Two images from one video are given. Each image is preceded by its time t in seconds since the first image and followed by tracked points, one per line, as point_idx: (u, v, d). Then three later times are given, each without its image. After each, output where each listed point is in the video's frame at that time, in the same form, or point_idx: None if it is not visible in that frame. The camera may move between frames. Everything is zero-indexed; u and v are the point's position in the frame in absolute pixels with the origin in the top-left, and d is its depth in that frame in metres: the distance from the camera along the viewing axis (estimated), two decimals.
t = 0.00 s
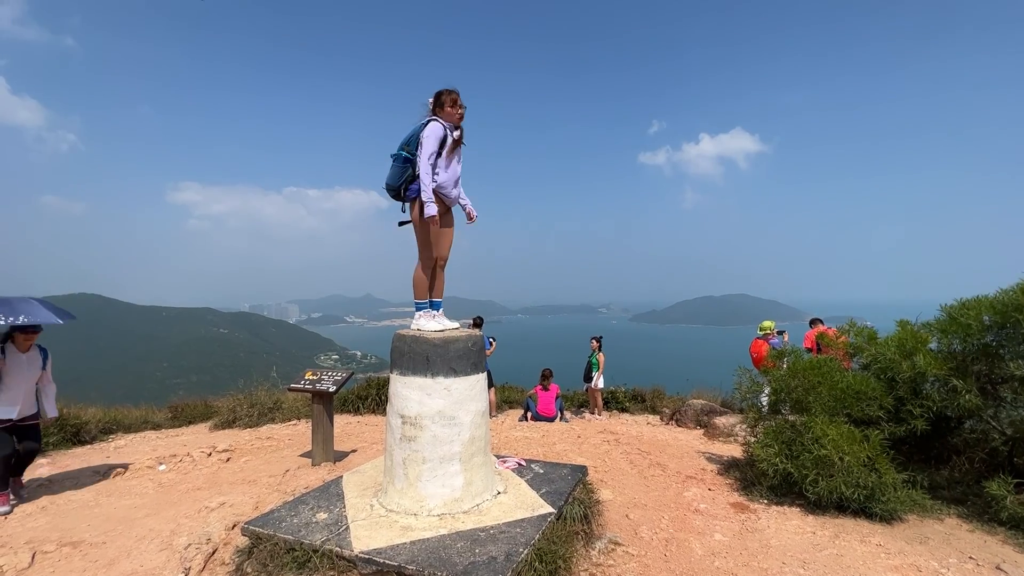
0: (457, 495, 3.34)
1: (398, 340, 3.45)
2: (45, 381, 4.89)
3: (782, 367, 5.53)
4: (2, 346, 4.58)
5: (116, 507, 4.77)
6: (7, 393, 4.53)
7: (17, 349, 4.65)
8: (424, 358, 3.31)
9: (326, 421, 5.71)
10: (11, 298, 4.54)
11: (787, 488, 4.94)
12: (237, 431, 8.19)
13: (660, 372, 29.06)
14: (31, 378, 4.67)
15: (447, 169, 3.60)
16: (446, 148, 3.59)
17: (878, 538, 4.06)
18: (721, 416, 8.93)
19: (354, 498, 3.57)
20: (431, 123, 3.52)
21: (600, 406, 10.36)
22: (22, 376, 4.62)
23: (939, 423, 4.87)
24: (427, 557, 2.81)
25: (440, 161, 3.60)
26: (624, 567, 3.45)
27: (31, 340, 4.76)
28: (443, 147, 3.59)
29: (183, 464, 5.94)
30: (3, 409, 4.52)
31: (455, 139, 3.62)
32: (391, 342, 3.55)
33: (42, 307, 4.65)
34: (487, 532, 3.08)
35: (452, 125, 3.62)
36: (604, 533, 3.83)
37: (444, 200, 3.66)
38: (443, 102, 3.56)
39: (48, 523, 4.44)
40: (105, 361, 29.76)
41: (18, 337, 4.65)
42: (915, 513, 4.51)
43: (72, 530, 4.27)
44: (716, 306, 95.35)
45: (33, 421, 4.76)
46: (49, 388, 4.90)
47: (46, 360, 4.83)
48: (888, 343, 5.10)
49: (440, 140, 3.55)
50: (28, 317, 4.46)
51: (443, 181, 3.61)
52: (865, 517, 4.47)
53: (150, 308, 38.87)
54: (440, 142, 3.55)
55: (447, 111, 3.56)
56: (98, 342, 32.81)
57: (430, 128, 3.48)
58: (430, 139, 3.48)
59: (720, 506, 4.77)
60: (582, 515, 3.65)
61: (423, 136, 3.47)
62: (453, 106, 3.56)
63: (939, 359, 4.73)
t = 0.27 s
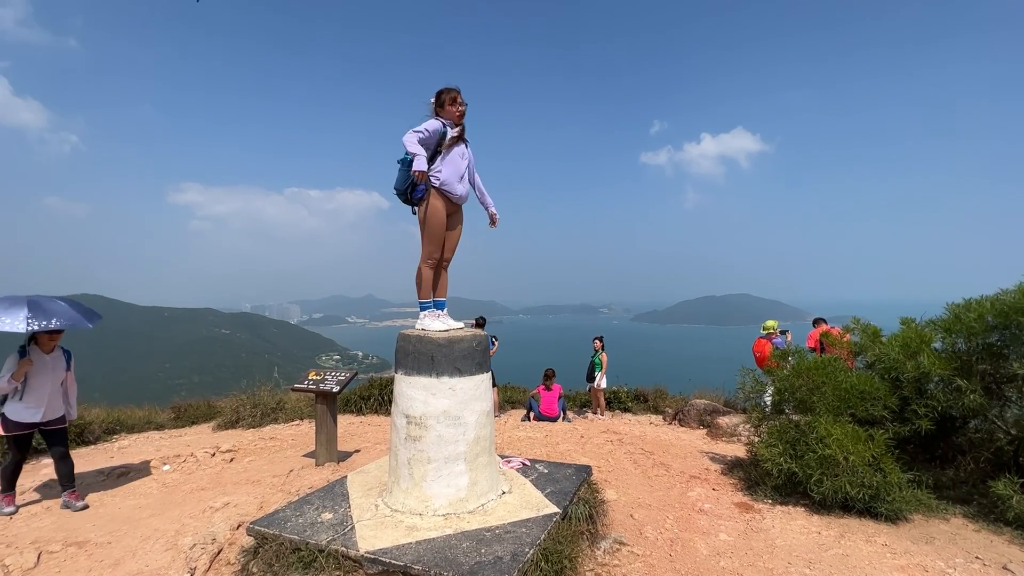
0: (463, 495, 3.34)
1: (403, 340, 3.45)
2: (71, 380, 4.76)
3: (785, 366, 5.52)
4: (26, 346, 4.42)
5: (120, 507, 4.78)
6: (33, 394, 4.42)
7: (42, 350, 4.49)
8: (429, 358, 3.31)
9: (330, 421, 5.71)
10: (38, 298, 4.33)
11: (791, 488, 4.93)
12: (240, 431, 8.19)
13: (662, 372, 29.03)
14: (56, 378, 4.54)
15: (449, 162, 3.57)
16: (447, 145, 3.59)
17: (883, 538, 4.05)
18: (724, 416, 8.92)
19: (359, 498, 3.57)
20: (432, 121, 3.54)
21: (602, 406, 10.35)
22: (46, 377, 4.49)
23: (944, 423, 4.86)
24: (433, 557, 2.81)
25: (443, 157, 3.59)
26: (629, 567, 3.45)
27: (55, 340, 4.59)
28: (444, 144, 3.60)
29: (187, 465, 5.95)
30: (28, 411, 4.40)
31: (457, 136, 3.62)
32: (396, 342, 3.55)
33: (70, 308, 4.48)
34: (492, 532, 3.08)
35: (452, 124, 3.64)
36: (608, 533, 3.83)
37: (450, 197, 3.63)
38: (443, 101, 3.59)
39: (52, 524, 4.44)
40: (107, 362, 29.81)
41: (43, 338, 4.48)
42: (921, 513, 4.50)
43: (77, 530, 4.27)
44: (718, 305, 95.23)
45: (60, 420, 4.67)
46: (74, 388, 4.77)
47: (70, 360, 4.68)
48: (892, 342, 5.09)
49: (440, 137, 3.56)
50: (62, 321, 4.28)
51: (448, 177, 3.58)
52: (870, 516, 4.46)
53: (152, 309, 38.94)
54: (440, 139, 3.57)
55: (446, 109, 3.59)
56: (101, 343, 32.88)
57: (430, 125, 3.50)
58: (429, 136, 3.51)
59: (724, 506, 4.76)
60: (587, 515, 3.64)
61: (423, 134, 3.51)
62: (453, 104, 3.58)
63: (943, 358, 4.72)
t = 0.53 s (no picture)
0: (465, 494, 3.35)
1: (406, 339, 3.46)
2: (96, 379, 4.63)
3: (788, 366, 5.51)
4: (48, 343, 4.32)
5: (125, 506, 4.80)
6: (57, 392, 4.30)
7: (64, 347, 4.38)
8: (432, 357, 3.32)
9: (333, 420, 5.72)
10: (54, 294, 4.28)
11: (794, 487, 4.92)
12: (243, 431, 8.22)
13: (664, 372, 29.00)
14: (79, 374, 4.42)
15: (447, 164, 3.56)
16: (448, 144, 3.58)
17: (886, 537, 4.05)
18: (727, 416, 8.91)
19: (362, 497, 3.59)
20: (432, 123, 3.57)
21: (604, 405, 10.35)
22: (69, 374, 4.36)
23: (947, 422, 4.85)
24: (436, 556, 2.82)
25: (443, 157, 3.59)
26: (632, 566, 3.46)
27: (77, 337, 4.49)
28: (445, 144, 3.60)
29: (191, 464, 5.97)
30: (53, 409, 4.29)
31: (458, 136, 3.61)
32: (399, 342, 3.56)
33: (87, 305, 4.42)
34: (495, 531, 3.09)
35: (453, 125, 3.65)
36: (611, 532, 3.83)
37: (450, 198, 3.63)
38: (445, 102, 3.61)
39: (57, 522, 4.46)
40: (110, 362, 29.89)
41: (64, 335, 4.39)
42: (924, 512, 4.49)
43: (81, 529, 4.29)
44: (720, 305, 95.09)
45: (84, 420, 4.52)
46: (103, 386, 4.62)
47: (94, 357, 4.55)
48: (895, 342, 5.08)
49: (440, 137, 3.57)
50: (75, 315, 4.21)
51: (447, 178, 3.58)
52: (873, 516, 4.46)
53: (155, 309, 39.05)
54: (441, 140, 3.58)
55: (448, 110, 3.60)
56: (104, 343, 32.98)
57: (429, 127, 3.53)
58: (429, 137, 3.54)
59: (727, 505, 4.76)
60: (590, 514, 3.65)
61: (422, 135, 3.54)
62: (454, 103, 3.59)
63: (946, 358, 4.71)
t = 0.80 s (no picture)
0: (468, 494, 3.36)
1: (408, 340, 3.48)
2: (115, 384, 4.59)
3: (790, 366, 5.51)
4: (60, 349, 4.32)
5: (129, 505, 4.83)
6: (69, 398, 4.28)
7: (75, 353, 4.36)
8: (434, 358, 3.34)
9: (336, 420, 5.74)
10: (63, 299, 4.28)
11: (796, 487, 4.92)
12: (246, 430, 8.25)
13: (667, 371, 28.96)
14: (89, 379, 4.38)
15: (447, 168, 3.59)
16: (447, 147, 3.60)
17: (888, 537, 4.05)
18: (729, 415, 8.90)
19: (365, 496, 3.60)
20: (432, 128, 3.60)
21: (606, 404, 10.35)
22: (79, 380, 4.32)
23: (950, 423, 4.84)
24: (439, 556, 2.83)
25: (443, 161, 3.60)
26: (633, 566, 3.46)
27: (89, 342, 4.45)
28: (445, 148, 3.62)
29: (195, 464, 6.00)
30: (66, 415, 4.26)
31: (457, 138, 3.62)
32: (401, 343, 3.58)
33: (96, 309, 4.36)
34: (497, 531, 3.10)
35: (452, 128, 3.66)
36: (613, 532, 3.84)
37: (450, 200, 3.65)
38: (444, 105, 3.63)
39: (63, 522, 4.50)
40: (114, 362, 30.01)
41: (76, 340, 4.36)
42: (926, 513, 4.49)
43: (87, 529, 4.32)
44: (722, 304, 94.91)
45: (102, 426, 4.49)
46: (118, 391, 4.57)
47: (106, 362, 4.50)
48: (897, 341, 5.07)
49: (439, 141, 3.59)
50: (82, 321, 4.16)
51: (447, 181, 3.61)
52: (875, 516, 4.46)
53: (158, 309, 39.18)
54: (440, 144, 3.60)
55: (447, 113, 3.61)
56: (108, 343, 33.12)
57: (428, 131, 3.57)
58: (427, 141, 3.57)
59: (729, 505, 4.76)
60: (592, 514, 3.66)
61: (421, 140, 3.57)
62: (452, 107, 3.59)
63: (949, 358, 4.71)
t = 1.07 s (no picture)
0: (472, 494, 3.38)
1: (412, 340, 3.49)
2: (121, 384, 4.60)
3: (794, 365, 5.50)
4: (64, 349, 4.34)
5: (135, 504, 4.87)
6: (75, 399, 4.30)
7: (79, 352, 4.39)
8: (438, 358, 3.35)
9: (340, 419, 5.76)
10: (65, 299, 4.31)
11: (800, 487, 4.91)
12: (250, 429, 8.28)
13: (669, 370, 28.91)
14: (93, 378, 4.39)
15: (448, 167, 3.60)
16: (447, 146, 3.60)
17: (892, 538, 4.04)
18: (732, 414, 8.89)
19: (369, 496, 3.62)
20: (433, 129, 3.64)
21: (609, 403, 10.35)
22: (84, 380, 4.35)
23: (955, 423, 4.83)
24: (443, 555, 2.85)
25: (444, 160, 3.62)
26: (637, 565, 3.47)
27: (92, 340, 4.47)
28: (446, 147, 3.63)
29: (200, 462, 6.03)
30: (73, 417, 4.29)
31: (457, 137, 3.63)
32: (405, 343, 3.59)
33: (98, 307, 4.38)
34: (501, 530, 3.11)
35: (453, 127, 3.66)
36: (616, 532, 3.85)
37: (451, 199, 3.66)
38: (444, 106, 3.65)
39: (69, 520, 4.53)
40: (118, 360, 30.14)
41: (79, 340, 4.37)
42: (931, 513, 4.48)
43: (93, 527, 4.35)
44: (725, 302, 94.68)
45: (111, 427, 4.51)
46: (125, 391, 4.58)
47: (111, 361, 4.53)
48: (902, 341, 5.05)
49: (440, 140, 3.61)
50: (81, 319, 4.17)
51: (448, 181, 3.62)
52: (879, 516, 4.45)
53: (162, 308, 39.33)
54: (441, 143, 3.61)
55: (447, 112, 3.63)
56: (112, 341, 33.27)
57: (428, 132, 3.60)
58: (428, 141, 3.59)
59: (732, 504, 4.76)
60: (595, 514, 3.67)
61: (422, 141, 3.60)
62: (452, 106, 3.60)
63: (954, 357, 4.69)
